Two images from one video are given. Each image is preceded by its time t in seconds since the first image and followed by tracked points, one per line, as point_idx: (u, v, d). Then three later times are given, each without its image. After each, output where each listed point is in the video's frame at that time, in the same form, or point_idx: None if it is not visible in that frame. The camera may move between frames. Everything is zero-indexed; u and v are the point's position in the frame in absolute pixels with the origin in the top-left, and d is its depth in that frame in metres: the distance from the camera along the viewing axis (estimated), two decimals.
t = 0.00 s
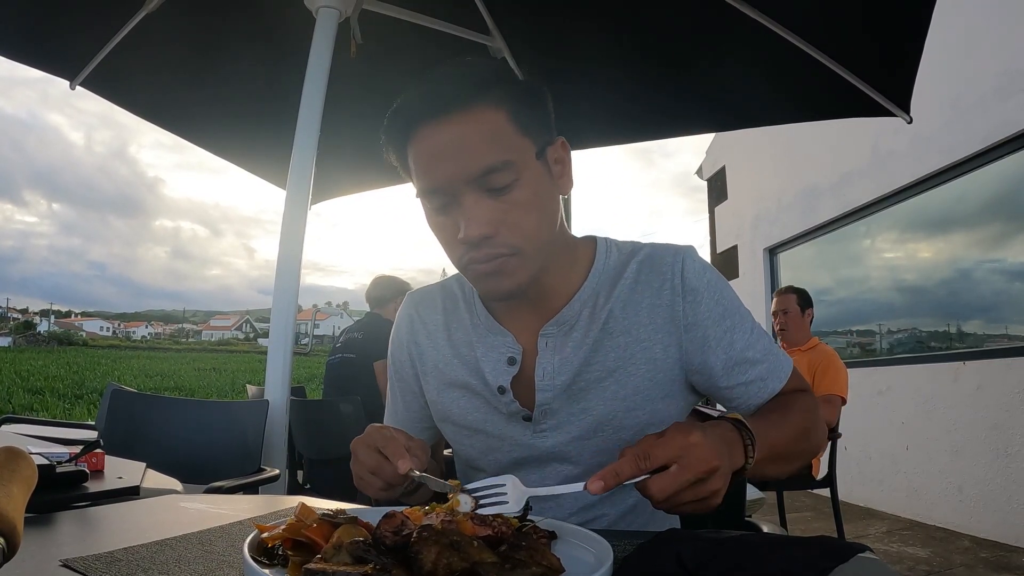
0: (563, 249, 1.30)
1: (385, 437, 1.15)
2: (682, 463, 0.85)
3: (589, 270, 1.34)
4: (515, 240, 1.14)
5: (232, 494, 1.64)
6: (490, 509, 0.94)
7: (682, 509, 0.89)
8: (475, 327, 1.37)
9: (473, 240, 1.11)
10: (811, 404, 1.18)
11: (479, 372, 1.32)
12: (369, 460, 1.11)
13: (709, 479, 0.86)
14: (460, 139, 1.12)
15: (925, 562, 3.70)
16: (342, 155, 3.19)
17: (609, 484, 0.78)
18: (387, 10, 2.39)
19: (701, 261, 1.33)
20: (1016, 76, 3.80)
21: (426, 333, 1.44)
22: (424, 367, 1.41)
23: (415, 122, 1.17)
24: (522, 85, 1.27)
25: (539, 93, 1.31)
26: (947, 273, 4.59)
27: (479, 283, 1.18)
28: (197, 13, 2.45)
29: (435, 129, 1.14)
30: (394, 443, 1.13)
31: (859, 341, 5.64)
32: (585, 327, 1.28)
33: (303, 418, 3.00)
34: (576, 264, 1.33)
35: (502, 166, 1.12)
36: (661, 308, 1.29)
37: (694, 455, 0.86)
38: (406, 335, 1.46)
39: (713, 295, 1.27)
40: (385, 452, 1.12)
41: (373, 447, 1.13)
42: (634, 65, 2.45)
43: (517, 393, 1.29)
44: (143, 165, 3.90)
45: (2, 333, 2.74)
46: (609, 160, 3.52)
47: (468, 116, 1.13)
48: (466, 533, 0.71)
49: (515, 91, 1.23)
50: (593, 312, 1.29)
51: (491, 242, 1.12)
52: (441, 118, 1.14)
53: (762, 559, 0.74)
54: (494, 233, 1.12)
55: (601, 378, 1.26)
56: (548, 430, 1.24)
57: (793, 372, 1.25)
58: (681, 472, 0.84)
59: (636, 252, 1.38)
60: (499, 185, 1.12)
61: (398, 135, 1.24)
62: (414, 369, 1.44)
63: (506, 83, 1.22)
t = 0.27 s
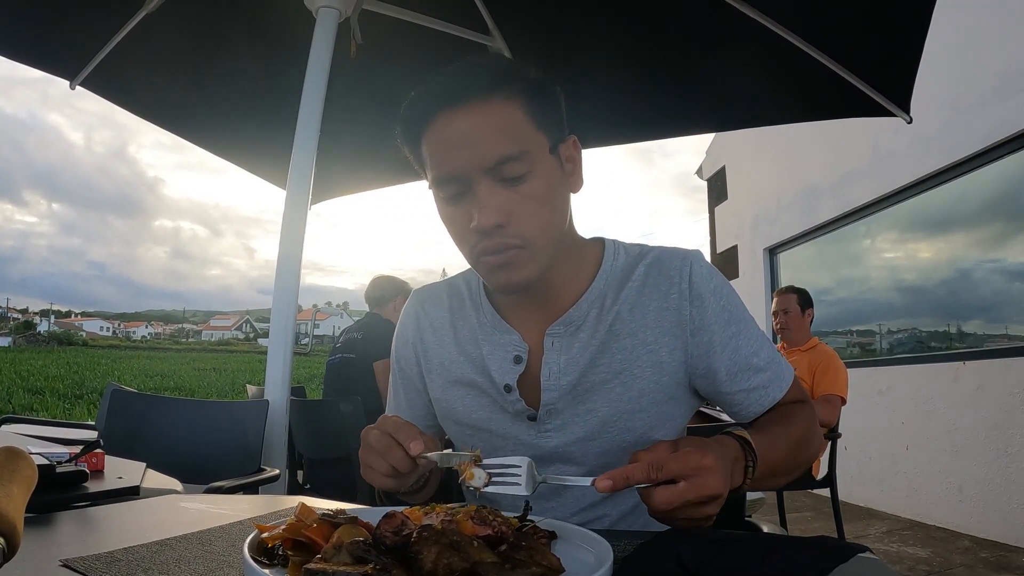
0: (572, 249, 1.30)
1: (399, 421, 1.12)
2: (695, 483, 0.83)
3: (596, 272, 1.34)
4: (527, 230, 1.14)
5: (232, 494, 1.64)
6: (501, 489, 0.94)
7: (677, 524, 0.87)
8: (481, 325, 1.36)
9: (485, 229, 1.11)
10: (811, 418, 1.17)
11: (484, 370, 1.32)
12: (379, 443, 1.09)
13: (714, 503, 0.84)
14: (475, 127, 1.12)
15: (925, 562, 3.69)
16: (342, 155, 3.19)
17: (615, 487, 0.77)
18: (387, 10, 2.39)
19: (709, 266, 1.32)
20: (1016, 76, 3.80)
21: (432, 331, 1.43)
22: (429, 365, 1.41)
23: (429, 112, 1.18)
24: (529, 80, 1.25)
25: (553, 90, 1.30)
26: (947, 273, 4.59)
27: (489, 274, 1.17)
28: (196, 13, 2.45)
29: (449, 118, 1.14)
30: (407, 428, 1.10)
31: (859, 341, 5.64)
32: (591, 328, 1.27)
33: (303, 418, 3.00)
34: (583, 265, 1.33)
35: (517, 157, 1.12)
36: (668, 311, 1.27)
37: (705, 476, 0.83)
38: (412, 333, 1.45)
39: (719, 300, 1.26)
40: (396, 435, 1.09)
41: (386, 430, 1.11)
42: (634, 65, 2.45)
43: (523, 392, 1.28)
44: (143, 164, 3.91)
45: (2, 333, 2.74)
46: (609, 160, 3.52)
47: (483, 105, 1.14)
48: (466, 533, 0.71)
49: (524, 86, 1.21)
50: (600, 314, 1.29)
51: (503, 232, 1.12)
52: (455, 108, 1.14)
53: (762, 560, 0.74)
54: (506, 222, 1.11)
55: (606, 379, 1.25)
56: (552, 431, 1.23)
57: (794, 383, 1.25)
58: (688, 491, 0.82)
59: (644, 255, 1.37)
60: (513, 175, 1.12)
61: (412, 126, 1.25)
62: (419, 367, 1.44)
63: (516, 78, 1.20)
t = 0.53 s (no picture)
0: (579, 248, 1.30)
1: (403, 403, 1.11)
2: (700, 484, 0.83)
3: (602, 274, 1.33)
4: (538, 215, 1.14)
5: (232, 494, 1.64)
6: (512, 449, 0.94)
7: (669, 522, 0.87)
8: (487, 321, 1.36)
9: (496, 212, 1.11)
10: (811, 428, 1.17)
11: (489, 367, 1.32)
12: (382, 424, 1.07)
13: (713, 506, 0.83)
14: (488, 114, 1.14)
15: (925, 562, 3.70)
16: (341, 155, 3.19)
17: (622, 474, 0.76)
18: (386, 9, 2.39)
19: (717, 271, 1.32)
20: (1016, 76, 3.80)
21: (437, 328, 1.43)
22: (433, 361, 1.40)
23: (442, 101, 1.20)
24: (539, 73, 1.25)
25: (566, 87, 1.31)
26: (946, 273, 4.59)
27: (500, 262, 1.16)
28: (196, 14, 2.45)
29: (461, 107, 1.16)
30: (411, 410, 1.09)
31: (859, 341, 5.64)
32: (597, 328, 1.27)
33: (303, 418, 3.00)
34: (589, 266, 1.33)
35: (528, 142, 1.14)
36: (674, 314, 1.27)
37: (710, 479, 0.83)
38: (417, 330, 1.46)
39: (727, 305, 1.25)
40: (401, 417, 1.08)
41: (390, 412, 1.09)
42: (634, 65, 2.45)
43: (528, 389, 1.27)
44: (142, 165, 3.92)
45: (2, 333, 2.79)
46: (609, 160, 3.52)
47: (495, 94, 1.16)
48: (466, 533, 0.71)
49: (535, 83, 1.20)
50: (606, 314, 1.28)
51: (514, 216, 1.12)
52: (468, 97, 1.16)
53: (762, 561, 0.74)
54: (518, 206, 1.12)
55: (611, 380, 1.24)
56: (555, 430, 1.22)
57: (797, 393, 1.24)
58: (691, 490, 0.82)
59: (651, 258, 1.37)
60: (524, 160, 1.14)
61: (426, 118, 1.27)
62: (423, 364, 1.44)
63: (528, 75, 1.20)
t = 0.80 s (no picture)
0: (585, 247, 1.30)
1: (405, 403, 1.12)
2: (712, 484, 0.83)
3: (606, 274, 1.33)
4: (548, 208, 1.13)
5: (232, 494, 1.64)
6: (524, 440, 0.94)
7: (677, 524, 0.86)
8: (490, 319, 1.36)
9: (507, 204, 1.11)
10: (812, 431, 1.18)
11: (492, 364, 1.31)
12: (383, 422, 1.07)
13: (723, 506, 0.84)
14: (501, 108, 1.15)
15: (925, 562, 3.70)
16: (341, 155, 3.19)
17: (637, 468, 0.77)
18: (386, 9, 2.40)
19: (721, 273, 1.32)
20: (1016, 76, 3.80)
21: (439, 326, 1.43)
22: (434, 359, 1.40)
23: (455, 95, 1.20)
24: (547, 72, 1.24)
25: (577, 88, 1.32)
26: (946, 273, 4.59)
27: (508, 255, 1.15)
28: (195, 14, 2.44)
29: (473, 101, 1.17)
30: (412, 409, 1.10)
31: (859, 341, 5.64)
32: (601, 328, 1.26)
33: (303, 418, 3.00)
34: (594, 266, 1.33)
35: (540, 137, 1.14)
36: (678, 315, 1.27)
37: (722, 479, 0.84)
38: (419, 327, 1.45)
39: (731, 308, 1.26)
40: (402, 416, 1.08)
41: (392, 411, 1.10)
42: (634, 65, 2.45)
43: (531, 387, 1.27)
44: (142, 165, 3.92)
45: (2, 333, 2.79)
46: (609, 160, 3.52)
47: (509, 89, 1.17)
48: (466, 533, 0.71)
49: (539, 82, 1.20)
50: (610, 315, 1.28)
51: (525, 208, 1.11)
52: (481, 91, 1.17)
53: (763, 561, 0.74)
54: (528, 198, 1.11)
55: (614, 380, 1.24)
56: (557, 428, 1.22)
57: (799, 397, 1.24)
58: (702, 490, 0.82)
59: (655, 259, 1.37)
60: (536, 154, 1.14)
61: (437, 113, 1.27)
62: (425, 362, 1.44)
63: (533, 73, 1.20)
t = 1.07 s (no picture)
0: (586, 247, 1.30)
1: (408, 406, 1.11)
2: (715, 482, 0.83)
3: (607, 274, 1.33)
4: (553, 206, 1.13)
5: (232, 494, 1.64)
6: (527, 436, 0.95)
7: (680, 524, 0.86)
8: (491, 318, 1.36)
9: (511, 201, 1.11)
10: (811, 431, 1.18)
11: (492, 363, 1.31)
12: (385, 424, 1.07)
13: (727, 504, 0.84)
14: (506, 108, 1.15)
15: (925, 562, 3.69)
16: (341, 155, 3.19)
17: (643, 467, 0.76)
18: (386, 9, 2.39)
19: (722, 273, 1.32)
20: (1016, 76, 3.80)
21: (440, 326, 1.42)
22: (435, 358, 1.40)
23: (459, 94, 1.20)
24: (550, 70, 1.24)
25: (581, 86, 1.32)
26: (947, 273, 4.59)
27: (513, 253, 1.15)
28: (195, 14, 2.44)
29: (478, 100, 1.17)
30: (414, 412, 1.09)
31: (859, 341, 5.64)
32: (601, 329, 1.26)
33: (303, 418, 3.00)
34: (595, 266, 1.32)
35: (544, 136, 1.14)
36: (679, 315, 1.26)
37: (725, 477, 0.84)
38: (420, 327, 1.45)
39: (732, 308, 1.25)
40: (404, 418, 1.08)
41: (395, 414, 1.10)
42: (635, 65, 2.45)
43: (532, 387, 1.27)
44: (142, 165, 3.92)
45: (2, 333, 2.77)
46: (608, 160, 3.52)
47: (513, 88, 1.17)
48: (466, 533, 0.71)
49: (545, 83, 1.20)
50: (611, 315, 1.28)
51: (530, 207, 1.11)
52: (487, 90, 1.17)
53: (762, 561, 0.74)
54: (533, 197, 1.12)
55: (614, 380, 1.24)
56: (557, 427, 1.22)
57: (799, 398, 1.24)
58: (706, 488, 0.82)
59: (656, 260, 1.36)
60: (541, 153, 1.14)
61: (442, 112, 1.28)
62: (425, 361, 1.43)
63: (537, 72, 1.20)
